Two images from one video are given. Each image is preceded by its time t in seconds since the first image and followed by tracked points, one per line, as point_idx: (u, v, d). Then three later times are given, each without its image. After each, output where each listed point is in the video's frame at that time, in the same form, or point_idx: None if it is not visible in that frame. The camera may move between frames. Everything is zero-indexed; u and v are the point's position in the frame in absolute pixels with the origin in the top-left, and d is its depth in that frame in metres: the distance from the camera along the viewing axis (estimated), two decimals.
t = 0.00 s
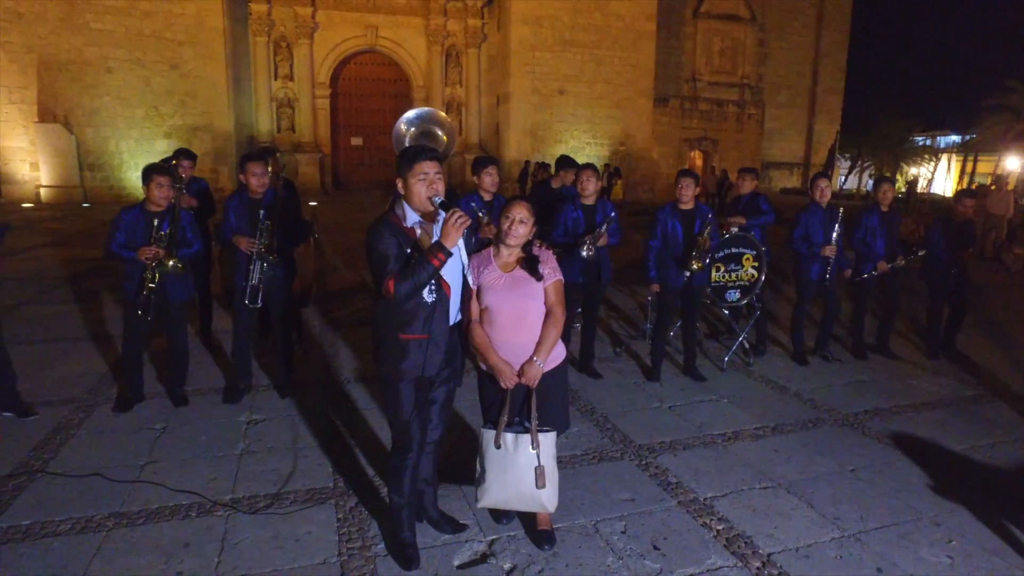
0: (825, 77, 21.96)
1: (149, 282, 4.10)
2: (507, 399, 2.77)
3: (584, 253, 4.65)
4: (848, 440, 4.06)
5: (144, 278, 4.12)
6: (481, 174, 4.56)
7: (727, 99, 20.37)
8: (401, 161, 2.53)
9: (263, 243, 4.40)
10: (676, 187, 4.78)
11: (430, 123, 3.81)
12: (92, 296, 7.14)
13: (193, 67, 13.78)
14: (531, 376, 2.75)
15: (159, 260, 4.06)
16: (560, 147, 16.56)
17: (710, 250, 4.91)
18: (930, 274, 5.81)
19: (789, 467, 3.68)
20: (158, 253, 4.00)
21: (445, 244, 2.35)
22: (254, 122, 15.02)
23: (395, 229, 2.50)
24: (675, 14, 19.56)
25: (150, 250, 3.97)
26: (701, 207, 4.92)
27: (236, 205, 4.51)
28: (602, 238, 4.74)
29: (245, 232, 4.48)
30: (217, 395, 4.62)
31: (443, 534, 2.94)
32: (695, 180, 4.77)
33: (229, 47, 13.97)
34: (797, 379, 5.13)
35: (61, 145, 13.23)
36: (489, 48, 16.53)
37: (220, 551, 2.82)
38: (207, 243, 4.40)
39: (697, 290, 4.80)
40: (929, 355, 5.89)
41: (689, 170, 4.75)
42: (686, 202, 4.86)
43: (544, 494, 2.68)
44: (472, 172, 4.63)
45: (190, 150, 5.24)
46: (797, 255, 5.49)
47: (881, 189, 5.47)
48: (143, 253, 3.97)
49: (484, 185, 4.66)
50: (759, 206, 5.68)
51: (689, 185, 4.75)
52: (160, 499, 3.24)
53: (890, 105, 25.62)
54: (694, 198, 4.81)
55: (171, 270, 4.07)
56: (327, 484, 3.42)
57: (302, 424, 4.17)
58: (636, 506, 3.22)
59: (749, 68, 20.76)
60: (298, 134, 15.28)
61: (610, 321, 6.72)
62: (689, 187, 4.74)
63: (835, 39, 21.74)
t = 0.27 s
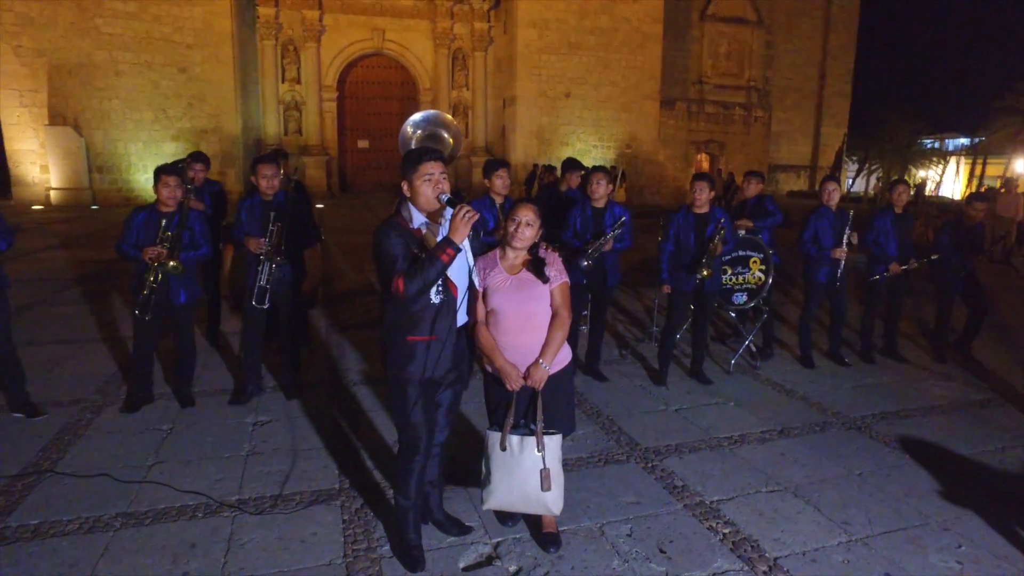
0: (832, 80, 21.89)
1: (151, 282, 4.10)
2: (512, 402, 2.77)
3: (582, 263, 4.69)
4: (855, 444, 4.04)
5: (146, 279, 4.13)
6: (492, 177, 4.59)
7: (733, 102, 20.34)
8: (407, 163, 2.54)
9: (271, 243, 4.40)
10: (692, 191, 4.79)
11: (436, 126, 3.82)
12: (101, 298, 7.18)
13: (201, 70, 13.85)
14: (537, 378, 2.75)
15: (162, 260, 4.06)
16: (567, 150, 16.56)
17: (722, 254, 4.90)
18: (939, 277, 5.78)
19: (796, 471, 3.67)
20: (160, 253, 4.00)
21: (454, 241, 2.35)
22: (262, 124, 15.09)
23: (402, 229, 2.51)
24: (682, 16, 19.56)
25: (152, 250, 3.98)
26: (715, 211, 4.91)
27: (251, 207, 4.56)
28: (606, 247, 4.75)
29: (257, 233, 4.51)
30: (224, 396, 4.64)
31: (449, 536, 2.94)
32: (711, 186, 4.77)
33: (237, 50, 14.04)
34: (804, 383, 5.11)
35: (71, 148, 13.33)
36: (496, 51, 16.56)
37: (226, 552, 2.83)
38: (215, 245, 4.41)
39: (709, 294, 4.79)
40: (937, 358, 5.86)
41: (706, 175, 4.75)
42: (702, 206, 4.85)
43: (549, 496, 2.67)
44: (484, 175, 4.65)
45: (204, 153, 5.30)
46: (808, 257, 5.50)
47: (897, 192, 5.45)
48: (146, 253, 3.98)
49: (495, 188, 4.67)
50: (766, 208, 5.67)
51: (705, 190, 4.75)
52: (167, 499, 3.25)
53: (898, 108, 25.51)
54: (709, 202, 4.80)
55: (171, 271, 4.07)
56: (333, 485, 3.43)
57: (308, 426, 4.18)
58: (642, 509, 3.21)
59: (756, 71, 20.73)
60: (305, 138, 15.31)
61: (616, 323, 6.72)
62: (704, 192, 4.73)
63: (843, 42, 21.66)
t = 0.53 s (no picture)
0: (841, 81, 21.80)
1: (156, 284, 4.13)
2: (518, 403, 2.77)
3: (586, 265, 4.73)
4: (863, 447, 4.02)
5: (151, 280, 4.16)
6: (499, 178, 4.54)
7: (740, 104, 20.30)
8: (411, 162, 2.55)
9: (279, 246, 4.43)
10: (704, 192, 4.75)
11: (442, 127, 3.83)
12: (110, 299, 7.22)
13: (209, 72, 13.92)
14: (543, 379, 2.75)
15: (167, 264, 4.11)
16: (573, 152, 16.56)
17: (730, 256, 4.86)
18: (948, 280, 5.75)
19: (803, 474, 3.65)
20: (166, 257, 4.05)
21: (461, 233, 2.36)
22: (269, 126, 15.15)
23: (408, 228, 2.53)
24: (688, 18, 19.55)
25: (158, 254, 4.02)
26: (726, 213, 4.86)
27: (260, 210, 4.58)
28: (611, 249, 4.75)
29: (264, 236, 4.52)
30: (231, 397, 4.66)
31: (455, 538, 2.94)
32: (722, 185, 4.72)
33: (245, 53, 14.11)
34: (812, 385, 5.09)
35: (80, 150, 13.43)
36: (503, 53, 16.58)
37: (233, 552, 2.84)
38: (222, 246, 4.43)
39: (717, 296, 4.78)
40: (946, 361, 5.82)
41: (717, 175, 4.70)
42: (713, 206, 4.81)
43: (555, 498, 2.67)
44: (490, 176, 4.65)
45: (215, 155, 5.36)
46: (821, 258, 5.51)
47: (913, 194, 5.42)
48: (152, 256, 4.02)
49: (502, 189, 4.63)
50: (775, 209, 5.64)
51: (715, 190, 4.70)
52: (175, 499, 3.26)
53: (906, 109, 25.38)
54: (720, 203, 4.77)
55: (175, 275, 4.14)
56: (338, 486, 3.43)
57: (315, 427, 4.19)
58: (648, 512, 3.20)
59: (763, 73, 20.69)
60: (312, 140, 15.36)
61: (623, 325, 6.71)
62: (715, 192, 4.69)
63: (851, 44, 21.58)
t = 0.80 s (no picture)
0: (848, 82, 21.71)
1: (163, 286, 4.17)
2: (524, 404, 2.76)
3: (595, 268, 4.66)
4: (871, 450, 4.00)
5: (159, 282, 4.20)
6: (502, 180, 4.64)
7: (747, 105, 20.26)
8: (415, 161, 2.56)
9: (285, 245, 4.44)
10: (708, 194, 4.79)
11: (449, 129, 3.85)
12: (118, 299, 7.26)
13: (217, 74, 13.98)
14: (549, 380, 2.75)
15: (173, 265, 4.11)
16: (580, 153, 16.55)
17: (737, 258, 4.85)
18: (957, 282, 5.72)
19: (810, 476, 3.64)
20: (172, 258, 4.05)
21: (465, 227, 2.37)
22: (277, 128, 15.21)
23: (413, 225, 2.54)
24: (695, 20, 19.52)
25: (163, 256, 4.03)
26: (733, 215, 4.87)
27: (263, 210, 4.56)
28: (618, 251, 4.74)
29: (269, 236, 4.51)
30: (237, 397, 4.68)
31: (460, 538, 2.94)
32: (728, 188, 4.76)
33: (253, 54, 14.17)
34: (819, 387, 5.07)
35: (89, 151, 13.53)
36: (509, 54, 16.59)
37: (240, 551, 2.85)
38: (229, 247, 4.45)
39: (723, 298, 4.78)
40: (955, 364, 5.79)
41: (723, 177, 4.74)
42: (719, 208, 4.82)
43: (561, 499, 2.67)
44: (494, 178, 4.69)
45: (224, 156, 5.40)
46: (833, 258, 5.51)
47: (926, 196, 5.41)
48: (157, 258, 4.03)
49: (505, 190, 4.71)
50: (783, 210, 5.63)
51: (721, 193, 4.73)
52: (182, 498, 3.28)
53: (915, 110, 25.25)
54: (726, 205, 4.78)
55: (182, 276, 4.14)
56: (345, 487, 3.44)
57: (321, 427, 4.20)
58: (654, 513, 3.20)
59: (770, 74, 20.64)
60: (320, 141, 15.43)
61: (629, 326, 6.70)
62: (721, 195, 4.72)
63: (859, 44, 21.49)
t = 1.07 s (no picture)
0: (856, 83, 21.60)
1: (162, 286, 4.17)
2: (530, 404, 2.76)
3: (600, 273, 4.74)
4: (878, 451, 3.98)
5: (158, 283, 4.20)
6: (502, 180, 4.58)
7: (754, 106, 20.20)
8: (420, 161, 2.56)
9: (288, 245, 4.43)
10: (711, 195, 4.79)
11: (456, 129, 3.85)
12: (126, 298, 7.29)
13: (224, 74, 14.03)
14: (556, 381, 2.74)
15: (172, 263, 4.10)
16: (586, 154, 16.54)
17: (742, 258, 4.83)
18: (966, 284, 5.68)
19: (817, 478, 3.62)
20: (172, 257, 4.03)
21: (470, 227, 2.38)
22: (284, 128, 15.26)
23: (418, 226, 2.54)
24: (702, 20, 19.47)
25: (162, 255, 4.01)
26: (737, 214, 4.85)
27: (263, 209, 4.60)
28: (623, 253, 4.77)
29: (270, 236, 4.54)
30: (244, 396, 4.69)
31: (466, 538, 2.94)
32: (732, 188, 4.76)
33: (260, 55, 14.22)
34: (826, 389, 5.04)
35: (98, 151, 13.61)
36: (516, 55, 16.59)
37: (246, 549, 2.86)
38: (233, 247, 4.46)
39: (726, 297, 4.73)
40: (964, 366, 5.75)
41: (727, 177, 4.73)
42: (722, 208, 4.82)
43: (567, 499, 2.67)
44: (495, 178, 4.65)
45: (230, 155, 5.43)
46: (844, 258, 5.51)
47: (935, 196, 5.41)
48: (156, 257, 4.01)
49: (505, 191, 4.68)
50: (789, 212, 5.61)
51: (725, 193, 4.73)
52: (189, 497, 3.29)
53: (923, 111, 25.10)
54: (729, 205, 4.78)
55: (182, 274, 4.15)
56: (350, 486, 3.44)
57: (327, 427, 4.21)
58: (659, 514, 3.19)
59: (777, 74, 20.57)
60: (327, 142, 15.48)
61: (635, 327, 6.69)
62: (725, 195, 4.72)
63: (867, 44, 21.38)
